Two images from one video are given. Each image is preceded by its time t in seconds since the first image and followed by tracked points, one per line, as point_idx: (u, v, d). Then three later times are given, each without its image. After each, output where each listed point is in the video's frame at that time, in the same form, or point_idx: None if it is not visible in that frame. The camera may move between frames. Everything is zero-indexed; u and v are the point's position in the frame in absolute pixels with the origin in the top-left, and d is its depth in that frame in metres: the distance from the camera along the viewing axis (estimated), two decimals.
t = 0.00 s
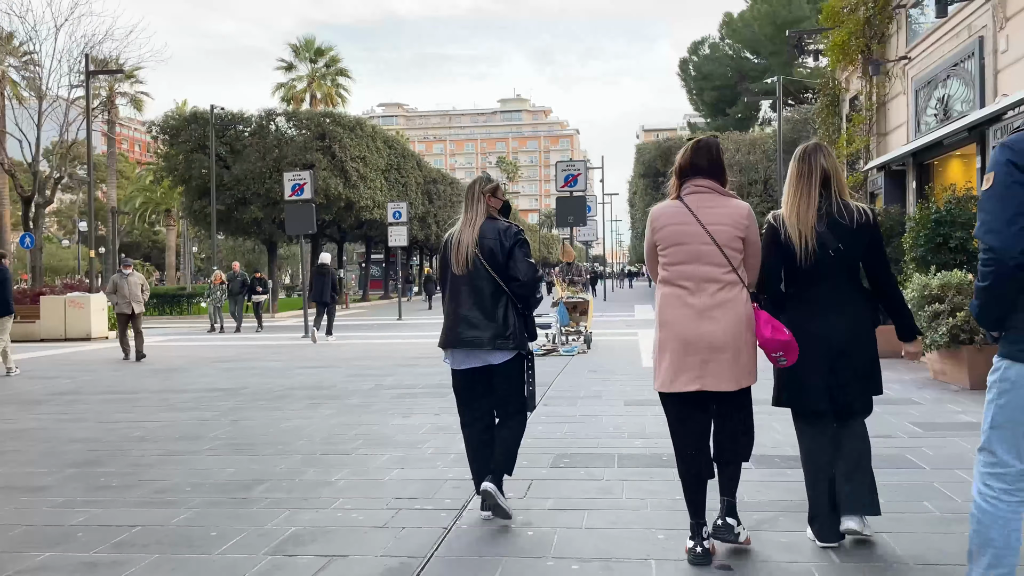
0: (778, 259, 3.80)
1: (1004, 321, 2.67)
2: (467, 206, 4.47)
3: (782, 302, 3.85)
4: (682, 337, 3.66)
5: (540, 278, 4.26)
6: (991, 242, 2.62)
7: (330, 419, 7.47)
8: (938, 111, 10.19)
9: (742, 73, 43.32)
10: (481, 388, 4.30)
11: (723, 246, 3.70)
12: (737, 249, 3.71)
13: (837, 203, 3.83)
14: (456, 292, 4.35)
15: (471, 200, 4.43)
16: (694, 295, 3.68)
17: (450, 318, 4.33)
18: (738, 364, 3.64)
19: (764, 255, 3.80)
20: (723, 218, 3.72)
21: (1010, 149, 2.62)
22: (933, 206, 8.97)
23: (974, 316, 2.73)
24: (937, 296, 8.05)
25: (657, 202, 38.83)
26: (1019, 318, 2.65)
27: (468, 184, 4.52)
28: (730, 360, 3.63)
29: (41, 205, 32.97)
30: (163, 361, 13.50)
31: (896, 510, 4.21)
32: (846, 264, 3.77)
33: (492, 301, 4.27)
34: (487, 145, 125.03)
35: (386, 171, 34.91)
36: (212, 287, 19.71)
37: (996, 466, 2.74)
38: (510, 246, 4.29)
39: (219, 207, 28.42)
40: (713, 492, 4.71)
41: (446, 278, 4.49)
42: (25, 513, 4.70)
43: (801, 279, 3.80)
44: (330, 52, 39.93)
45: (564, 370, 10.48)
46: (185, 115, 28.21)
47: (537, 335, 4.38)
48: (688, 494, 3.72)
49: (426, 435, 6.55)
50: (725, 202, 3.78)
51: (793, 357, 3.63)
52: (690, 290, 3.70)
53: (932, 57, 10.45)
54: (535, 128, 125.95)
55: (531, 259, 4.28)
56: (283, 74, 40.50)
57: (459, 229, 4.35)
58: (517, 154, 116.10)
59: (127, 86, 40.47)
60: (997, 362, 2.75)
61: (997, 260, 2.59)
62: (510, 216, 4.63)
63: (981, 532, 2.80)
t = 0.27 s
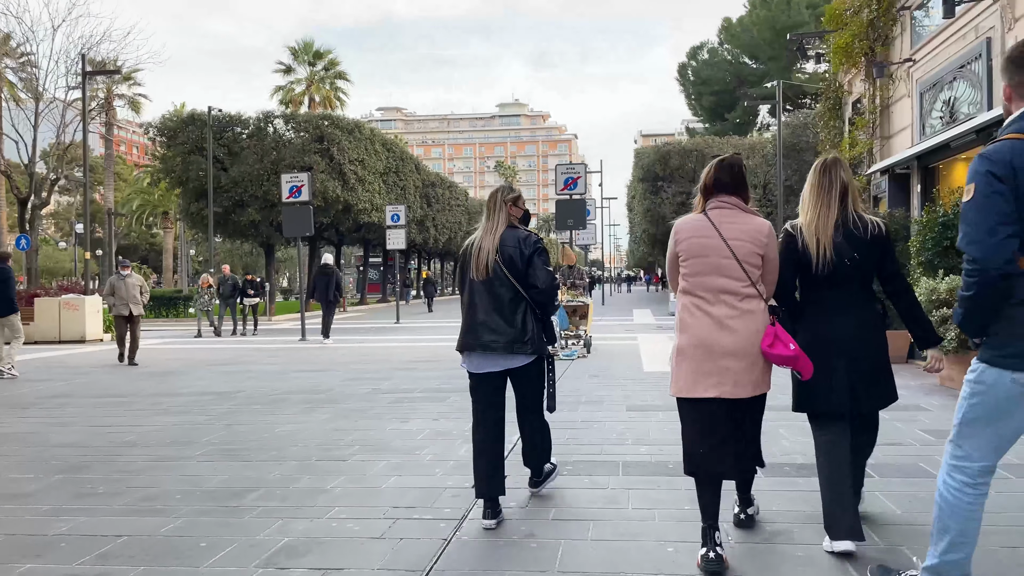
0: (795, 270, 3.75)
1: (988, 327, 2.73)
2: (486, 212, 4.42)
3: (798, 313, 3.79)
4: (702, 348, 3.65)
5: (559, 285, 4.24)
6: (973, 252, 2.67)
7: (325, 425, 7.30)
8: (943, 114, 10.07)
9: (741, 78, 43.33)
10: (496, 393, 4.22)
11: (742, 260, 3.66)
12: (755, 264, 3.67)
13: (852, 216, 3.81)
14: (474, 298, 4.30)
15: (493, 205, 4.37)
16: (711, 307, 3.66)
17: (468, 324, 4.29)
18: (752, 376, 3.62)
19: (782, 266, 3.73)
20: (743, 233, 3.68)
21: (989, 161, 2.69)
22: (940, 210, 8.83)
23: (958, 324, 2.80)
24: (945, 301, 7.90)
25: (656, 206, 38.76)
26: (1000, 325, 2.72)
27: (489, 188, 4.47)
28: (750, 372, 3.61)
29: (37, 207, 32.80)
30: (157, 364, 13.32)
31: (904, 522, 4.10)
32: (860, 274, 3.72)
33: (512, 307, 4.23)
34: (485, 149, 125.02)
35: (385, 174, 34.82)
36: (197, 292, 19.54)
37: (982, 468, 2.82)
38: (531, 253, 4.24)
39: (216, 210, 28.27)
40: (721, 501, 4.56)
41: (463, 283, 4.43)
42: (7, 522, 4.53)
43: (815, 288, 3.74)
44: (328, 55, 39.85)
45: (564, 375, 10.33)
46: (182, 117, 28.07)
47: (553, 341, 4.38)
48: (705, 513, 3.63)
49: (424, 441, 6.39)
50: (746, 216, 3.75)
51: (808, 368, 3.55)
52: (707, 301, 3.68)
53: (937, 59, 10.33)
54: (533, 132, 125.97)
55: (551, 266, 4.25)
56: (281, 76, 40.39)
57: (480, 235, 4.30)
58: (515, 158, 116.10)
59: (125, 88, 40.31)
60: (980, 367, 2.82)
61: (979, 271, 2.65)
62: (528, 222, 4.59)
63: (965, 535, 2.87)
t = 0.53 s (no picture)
0: (807, 266, 4.02)
1: (937, 337, 2.84)
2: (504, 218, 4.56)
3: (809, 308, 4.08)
4: (718, 340, 3.96)
5: (579, 288, 4.38)
6: (920, 265, 2.79)
7: (314, 437, 7.09)
8: (937, 118, 10.04)
9: (727, 84, 43.45)
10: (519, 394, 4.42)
11: (755, 258, 3.97)
12: (768, 261, 3.98)
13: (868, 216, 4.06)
14: (495, 302, 4.45)
15: (511, 212, 4.50)
16: (729, 303, 3.96)
17: (489, 326, 4.45)
18: (772, 365, 3.91)
19: (793, 262, 4.02)
20: (756, 233, 4.00)
21: (934, 176, 2.82)
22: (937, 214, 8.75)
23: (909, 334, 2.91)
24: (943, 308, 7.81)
25: (643, 211, 38.73)
26: (950, 334, 2.83)
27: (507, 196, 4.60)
28: (765, 361, 3.90)
29: (17, 213, 32.22)
30: (140, 374, 13.01)
31: (920, 539, 3.98)
32: (873, 273, 4.00)
33: (532, 310, 4.37)
34: (472, 155, 124.83)
35: (371, 180, 34.55)
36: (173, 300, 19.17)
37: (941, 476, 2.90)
38: (551, 257, 4.39)
39: (200, 216, 27.88)
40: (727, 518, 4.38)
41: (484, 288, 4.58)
42: None
43: (826, 287, 4.02)
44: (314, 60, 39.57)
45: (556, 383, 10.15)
46: (165, 121, 27.70)
47: (573, 342, 4.52)
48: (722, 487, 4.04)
49: (417, 454, 6.21)
50: (758, 218, 4.06)
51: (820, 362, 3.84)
52: (725, 297, 3.98)
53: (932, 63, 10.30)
54: (519, 138, 125.87)
55: (570, 270, 4.40)
56: (267, 82, 40.05)
57: (500, 242, 4.45)
58: (502, 164, 115.98)
59: (107, 93, 39.84)
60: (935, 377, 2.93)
61: (927, 283, 2.77)
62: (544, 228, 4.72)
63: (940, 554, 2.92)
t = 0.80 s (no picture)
0: (799, 279, 3.99)
1: (907, 347, 2.85)
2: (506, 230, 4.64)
3: (801, 319, 4.09)
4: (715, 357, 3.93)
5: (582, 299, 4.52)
6: (885, 276, 2.80)
7: (293, 456, 6.81)
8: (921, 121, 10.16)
9: (703, 91, 43.73)
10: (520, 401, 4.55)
11: (746, 273, 3.95)
12: (759, 276, 3.96)
13: (858, 233, 4.08)
14: (500, 313, 4.54)
15: (513, 225, 4.59)
16: (722, 319, 3.94)
17: (493, 337, 4.54)
18: (769, 378, 3.87)
19: (782, 276, 4.03)
20: (744, 248, 3.98)
21: (893, 187, 2.84)
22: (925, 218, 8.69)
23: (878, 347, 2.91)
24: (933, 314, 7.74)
25: (622, 217, 38.75)
26: (919, 343, 2.86)
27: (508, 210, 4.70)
28: (761, 376, 3.86)
29: None
30: (111, 390, 12.63)
31: (926, 556, 3.83)
32: (865, 285, 3.99)
33: (538, 321, 4.47)
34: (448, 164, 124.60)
35: (348, 189, 34.25)
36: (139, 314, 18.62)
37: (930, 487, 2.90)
38: (555, 268, 4.50)
39: (173, 227, 27.40)
40: (728, 537, 4.19)
41: (486, 299, 4.66)
42: None
43: (817, 298, 4.02)
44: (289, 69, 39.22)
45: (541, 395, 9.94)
46: (137, 132, 27.24)
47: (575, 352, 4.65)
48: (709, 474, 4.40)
49: (401, 472, 5.98)
50: (745, 234, 4.04)
51: (815, 372, 3.88)
52: (718, 314, 3.97)
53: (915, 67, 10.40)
54: (496, 146, 125.87)
55: (573, 281, 4.53)
56: (240, 91, 39.63)
57: (505, 256, 4.52)
58: (478, 172, 115.88)
59: (77, 104, 39.17)
60: (911, 387, 2.95)
61: (894, 294, 2.77)
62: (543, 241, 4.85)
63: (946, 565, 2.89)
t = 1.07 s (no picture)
0: (794, 275, 4.21)
1: (899, 343, 2.79)
2: (516, 232, 4.89)
3: (797, 313, 4.30)
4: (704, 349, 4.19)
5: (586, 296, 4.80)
6: (881, 272, 2.74)
7: (288, 456, 6.67)
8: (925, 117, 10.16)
9: (701, 91, 43.66)
10: (528, 393, 4.81)
11: (740, 269, 4.23)
12: (751, 272, 4.25)
13: (850, 232, 4.32)
14: (510, 309, 4.79)
15: (522, 226, 4.88)
16: (717, 311, 4.20)
17: (503, 333, 4.78)
18: (757, 367, 4.17)
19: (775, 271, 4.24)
20: (739, 246, 4.26)
21: (885, 183, 2.80)
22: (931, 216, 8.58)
23: (868, 347, 2.85)
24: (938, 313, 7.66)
25: (620, 217, 38.69)
26: (911, 341, 2.80)
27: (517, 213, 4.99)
28: (751, 365, 4.15)
29: None
30: (106, 390, 12.49)
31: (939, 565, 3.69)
32: (856, 281, 4.24)
33: (546, 318, 4.73)
34: (446, 164, 124.40)
35: (345, 188, 34.11)
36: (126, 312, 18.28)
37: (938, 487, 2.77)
38: (562, 267, 4.78)
39: (169, 225, 27.21)
40: (736, 539, 4.08)
41: (496, 297, 4.91)
42: None
43: (812, 293, 4.25)
44: (286, 68, 39.06)
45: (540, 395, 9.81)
46: (133, 130, 27.07)
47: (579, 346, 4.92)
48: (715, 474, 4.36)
49: (400, 473, 5.86)
50: (741, 231, 4.31)
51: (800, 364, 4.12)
52: (713, 307, 4.22)
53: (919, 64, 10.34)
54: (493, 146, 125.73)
55: (578, 279, 4.81)
56: (237, 89, 39.43)
57: (517, 256, 4.79)
58: (476, 172, 115.73)
59: (73, 102, 38.96)
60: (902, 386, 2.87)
61: (890, 289, 2.70)
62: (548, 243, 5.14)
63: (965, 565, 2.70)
